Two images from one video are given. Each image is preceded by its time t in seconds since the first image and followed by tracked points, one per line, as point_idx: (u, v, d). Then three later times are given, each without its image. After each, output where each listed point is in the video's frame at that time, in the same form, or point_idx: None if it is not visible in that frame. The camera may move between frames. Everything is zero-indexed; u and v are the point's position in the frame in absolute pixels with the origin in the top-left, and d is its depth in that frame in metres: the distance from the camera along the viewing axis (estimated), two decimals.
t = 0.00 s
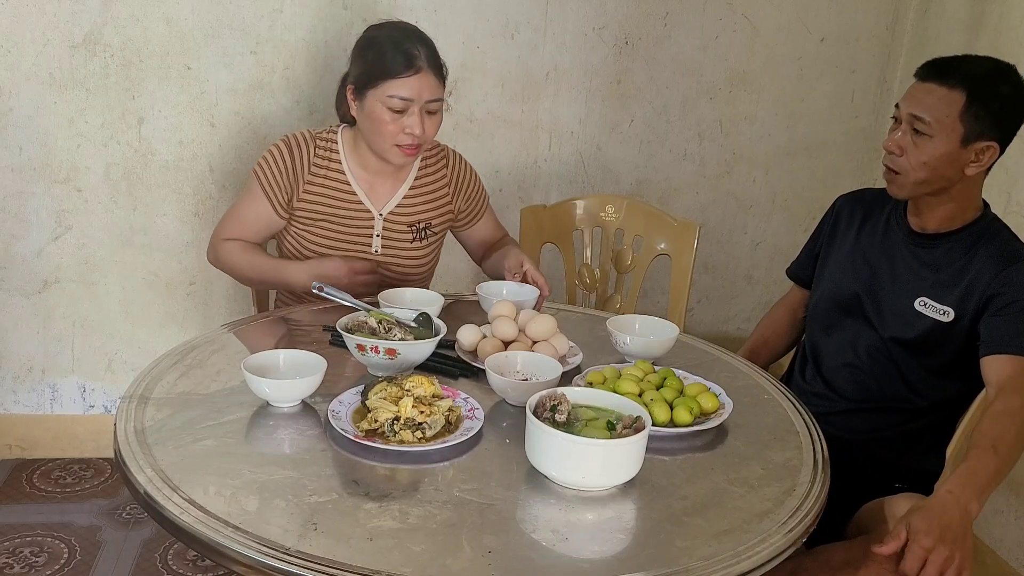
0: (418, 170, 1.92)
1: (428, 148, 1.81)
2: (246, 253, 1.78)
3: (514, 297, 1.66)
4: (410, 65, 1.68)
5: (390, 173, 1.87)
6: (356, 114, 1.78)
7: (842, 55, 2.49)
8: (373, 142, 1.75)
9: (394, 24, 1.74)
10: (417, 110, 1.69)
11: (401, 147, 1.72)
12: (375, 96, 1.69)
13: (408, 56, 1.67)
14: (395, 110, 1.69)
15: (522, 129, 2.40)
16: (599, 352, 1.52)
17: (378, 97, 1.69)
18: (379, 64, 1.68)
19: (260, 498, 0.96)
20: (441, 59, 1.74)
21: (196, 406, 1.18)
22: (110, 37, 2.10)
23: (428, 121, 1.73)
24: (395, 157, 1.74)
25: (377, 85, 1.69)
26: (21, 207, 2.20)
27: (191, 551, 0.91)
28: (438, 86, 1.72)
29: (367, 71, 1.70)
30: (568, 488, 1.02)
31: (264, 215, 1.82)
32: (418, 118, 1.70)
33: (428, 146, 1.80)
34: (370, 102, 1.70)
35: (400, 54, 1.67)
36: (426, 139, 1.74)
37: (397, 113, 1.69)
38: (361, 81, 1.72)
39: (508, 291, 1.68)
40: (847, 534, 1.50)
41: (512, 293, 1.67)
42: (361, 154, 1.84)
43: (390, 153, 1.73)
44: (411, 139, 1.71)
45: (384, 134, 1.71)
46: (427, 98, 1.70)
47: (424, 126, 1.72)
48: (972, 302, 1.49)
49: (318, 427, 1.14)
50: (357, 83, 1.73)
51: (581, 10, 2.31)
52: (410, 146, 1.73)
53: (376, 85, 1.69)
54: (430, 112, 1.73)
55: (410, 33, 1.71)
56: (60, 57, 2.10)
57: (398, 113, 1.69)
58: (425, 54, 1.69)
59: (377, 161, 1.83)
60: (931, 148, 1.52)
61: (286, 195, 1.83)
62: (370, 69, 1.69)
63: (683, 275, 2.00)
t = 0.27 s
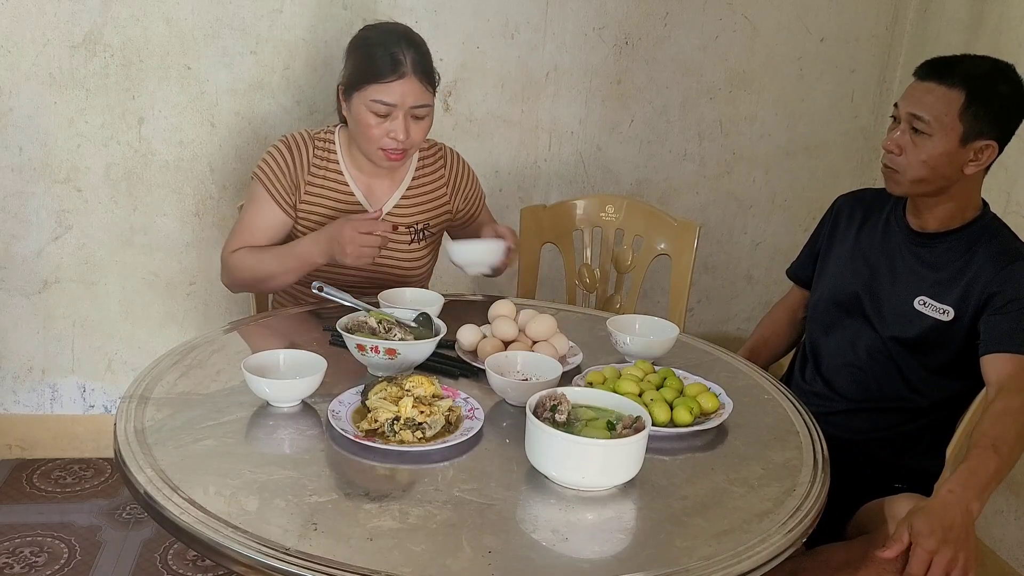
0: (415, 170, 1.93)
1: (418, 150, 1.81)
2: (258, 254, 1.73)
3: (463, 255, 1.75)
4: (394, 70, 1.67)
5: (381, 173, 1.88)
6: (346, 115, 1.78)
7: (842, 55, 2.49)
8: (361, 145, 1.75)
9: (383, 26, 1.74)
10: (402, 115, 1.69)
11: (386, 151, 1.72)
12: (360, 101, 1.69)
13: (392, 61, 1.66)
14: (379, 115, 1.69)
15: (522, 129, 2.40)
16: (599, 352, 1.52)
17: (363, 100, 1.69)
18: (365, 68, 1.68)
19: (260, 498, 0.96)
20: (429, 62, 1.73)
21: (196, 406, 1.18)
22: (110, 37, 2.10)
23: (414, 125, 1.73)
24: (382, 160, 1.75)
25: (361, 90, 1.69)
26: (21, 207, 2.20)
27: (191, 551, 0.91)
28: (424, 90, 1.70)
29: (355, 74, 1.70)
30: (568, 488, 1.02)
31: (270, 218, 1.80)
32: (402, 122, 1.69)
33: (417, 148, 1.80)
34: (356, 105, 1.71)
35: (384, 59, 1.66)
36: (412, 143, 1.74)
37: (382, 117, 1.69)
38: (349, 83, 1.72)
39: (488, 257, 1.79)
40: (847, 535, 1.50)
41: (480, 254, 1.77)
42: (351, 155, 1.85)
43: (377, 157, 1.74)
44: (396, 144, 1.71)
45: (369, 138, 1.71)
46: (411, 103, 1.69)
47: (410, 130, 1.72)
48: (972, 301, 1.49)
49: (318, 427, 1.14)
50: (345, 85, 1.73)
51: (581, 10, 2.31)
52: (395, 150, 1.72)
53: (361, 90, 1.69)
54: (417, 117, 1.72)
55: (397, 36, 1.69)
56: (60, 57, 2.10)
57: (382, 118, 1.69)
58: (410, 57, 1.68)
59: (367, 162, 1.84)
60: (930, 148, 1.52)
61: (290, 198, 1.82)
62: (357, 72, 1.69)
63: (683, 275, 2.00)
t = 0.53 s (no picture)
0: (416, 170, 1.93)
1: (416, 151, 1.80)
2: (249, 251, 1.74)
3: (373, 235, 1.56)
4: (388, 68, 1.67)
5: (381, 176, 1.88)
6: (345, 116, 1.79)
7: (842, 56, 2.49)
8: (358, 145, 1.76)
9: (380, 27, 1.74)
10: (395, 114, 1.69)
11: (380, 150, 1.72)
12: (355, 100, 1.70)
13: (386, 59, 1.67)
14: (373, 114, 1.69)
15: (522, 129, 2.40)
16: (599, 352, 1.52)
17: (358, 100, 1.69)
18: (361, 67, 1.69)
19: (260, 498, 0.96)
20: (425, 62, 1.73)
21: (196, 406, 1.18)
22: (110, 37, 2.10)
23: (410, 125, 1.72)
24: (378, 160, 1.75)
25: (356, 90, 1.69)
26: (21, 207, 2.20)
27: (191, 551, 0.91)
28: (418, 89, 1.70)
29: (352, 74, 1.71)
30: (568, 488, 1.02)
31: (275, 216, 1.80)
32: (395, 121, 1.69)
33: (414, 150, 1.79)
34: (351, 105, 1.72)
35: (379, 58, 1.67)
36: (407, 143, 1.73)
37: (375, 116, 1.69)
38: (346, 84, 1.73)
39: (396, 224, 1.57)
40: (847, 535, 1.50)
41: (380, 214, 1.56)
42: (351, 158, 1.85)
43: (372, 157, 1.74)
44: (390, 143, 1.71)
45: (364, 138, 1.71)
46: (405, 102, 1.69)
47: (405, 130, 1.71)
48: (973, 301, 1.49)
49: (318, 428, 1.14)
50: (343, 86, 1.75)
51: (581, 10, 2.31)
52: (389, 149, 1.72)
53: (356, 89, 1.69)
54: (411, 116, 1.71)
55: (391, 36, 1.70)
56: (60, 57, 2.10)
57: (376, 117, 1.69)
58: (404, 56, 1.68)
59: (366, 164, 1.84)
60: (928, 147, 1.52)
61: (291, 204, 1.82)
62: (354, 72, 1.70)
63: (683, 275, 2.00)
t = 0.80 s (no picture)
0: (414, 174, 1.92)
1: (410, 150, 1.80)
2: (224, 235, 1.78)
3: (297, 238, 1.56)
4: (379, 65, 1.68)
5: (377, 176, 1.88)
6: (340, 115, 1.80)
7: (842, 55, 2.49)
8: (350, 142, 1.76)
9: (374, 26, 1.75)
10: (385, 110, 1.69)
11: (369, 147, 1.72)
12: (346, 97, 1.71)
13: (377, 56, 1.68)
14: (364, 110, 1.69)
15: (522, 129, 2.40)
16: (599, 352, 1.52)
17: (349, 97, 1.70)
18: (354, 65, 1.70)
19: (260, 498, 0.96)
20: (420, 60, 1.73)
21: (196, 406, 1.18)
22: (110, 37, 2.10)
23: (400, 122, 1.72)
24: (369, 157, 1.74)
25: (348, 86, 1.70)
26: (21, 207, 2.20)
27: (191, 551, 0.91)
28: (409, 86, 1.71)
29: (346, 71, 1.72)
30: (568, 487, 1.02)
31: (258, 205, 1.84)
32: (385, 118, 1.69)
33: (407, 149, 1.79)
34: (344, 104, 1.72)
35: (370, 54, 1.68)
36: (397, 141, 1.73)
37: (366, 113, 1.70)
38: (341, 82, 1.74)
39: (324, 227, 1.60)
40: (847, 535, 1.50)
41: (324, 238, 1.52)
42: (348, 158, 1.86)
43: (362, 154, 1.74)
44: (379, 140, 1.70)
45: (355, 135, 1.72)
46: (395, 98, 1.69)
47: (395, 127, 1.71)
48: (973, 301, 1.49)
49: (318, 427, 1.14)
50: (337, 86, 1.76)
51: (581, 10, 2.31)
52: (380, 146, 1.72)
53: (348, 86, 1.70)
54: (402, 114, 1.71)
55: (384, 34, 1.71)
56: (60, 57, 2.10)
57: (366, 113, 1.70)
58: (395, 52, 1.69)
59: (360, 164, 1.84)
60: (928, 146, 1.52)
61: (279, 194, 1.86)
62: (347, 70, 1.71)
63: (683, 275, 2.00)
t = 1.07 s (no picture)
0: (411, 171, 1.92)
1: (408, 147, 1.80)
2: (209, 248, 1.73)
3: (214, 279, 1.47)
4: (374, 62, 1.68)
5: (377, 177, 1.88)
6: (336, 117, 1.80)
7: (842, 55, 2.49)
8: (348, 143, 1.76)
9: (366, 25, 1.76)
10: (383, 107, 1.69)
11: (369, 145, 1.71)
12: (343, 97, 1.71)
13: (372, 53, 1.68)
14: (362, 109, 1.69)
15: (522, 129, 2.40)
16: (599, 352, 1.52)
17: (346, 96, 1.70)
18: (349, 64, 1.70)
19: (260, 498, 0.96)
20: (414, 56, 1.74)
21: (196, 406, 1.18)
22: (110, 38, 2.10)
23: (398, 118, 1.72)
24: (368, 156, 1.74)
25: (344, 86, 1.70)
26: (21, 207, 2.20)
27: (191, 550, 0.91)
28: (405, 82, 1.71)
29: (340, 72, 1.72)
30: (568, 487, 1.02)
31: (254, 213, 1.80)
32: (383, 115, 1.69)
33: (406, 146, 1.79)
34: (340, 103, 1.72)
35: (364, 52, 1.68)
36: (396, 138, 1.73)
37: (363, 111, 1.69)
38: (335, 83, 1.74)
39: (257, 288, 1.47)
40: (847, 536, 1.50)
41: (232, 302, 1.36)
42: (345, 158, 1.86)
43: (362, 153, 1.74)
44: (379, 137, 1.70)
45: (353, 134, 1.71)
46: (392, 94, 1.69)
47: (393, 123, 1.71)
48: (973, 300, 1.50)
49: (318, 427, 1.14)
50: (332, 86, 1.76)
51: (581, 10, 2.31)
52: (378, 144, 1.71)
53: (344, 85, 1.70)
54: (400, 110, 1.71)
55: (377, 31, 1.72)
56: (61, 57, 2.10)
57: (363, 111, 1.69)
58: (390, 49, 1.69)
59: (359, 164, 1.84)
60: (928, 147, 1.52)
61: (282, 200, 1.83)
62: (341, 70, 1.72)
63: (683, 275, 2.00)
